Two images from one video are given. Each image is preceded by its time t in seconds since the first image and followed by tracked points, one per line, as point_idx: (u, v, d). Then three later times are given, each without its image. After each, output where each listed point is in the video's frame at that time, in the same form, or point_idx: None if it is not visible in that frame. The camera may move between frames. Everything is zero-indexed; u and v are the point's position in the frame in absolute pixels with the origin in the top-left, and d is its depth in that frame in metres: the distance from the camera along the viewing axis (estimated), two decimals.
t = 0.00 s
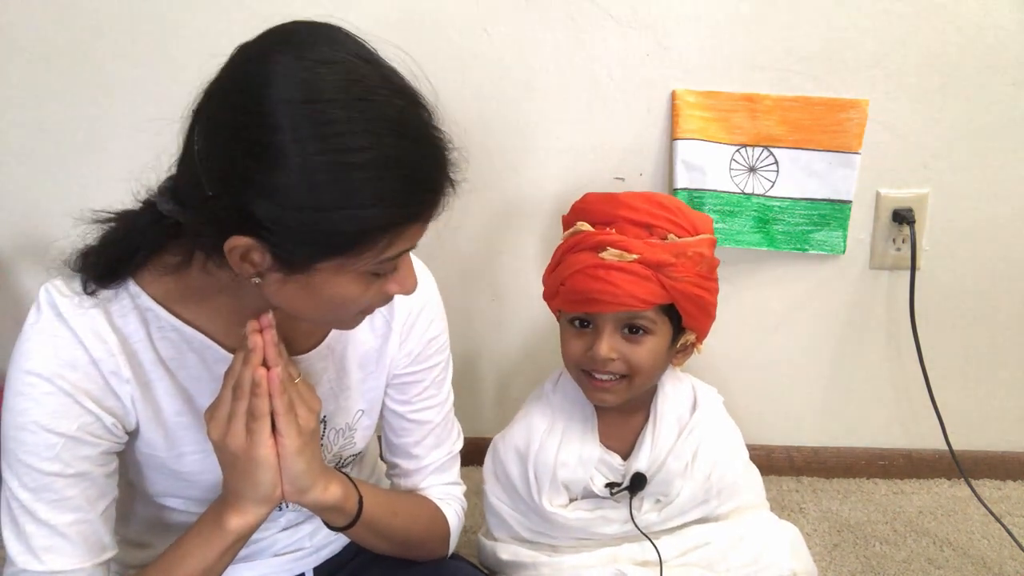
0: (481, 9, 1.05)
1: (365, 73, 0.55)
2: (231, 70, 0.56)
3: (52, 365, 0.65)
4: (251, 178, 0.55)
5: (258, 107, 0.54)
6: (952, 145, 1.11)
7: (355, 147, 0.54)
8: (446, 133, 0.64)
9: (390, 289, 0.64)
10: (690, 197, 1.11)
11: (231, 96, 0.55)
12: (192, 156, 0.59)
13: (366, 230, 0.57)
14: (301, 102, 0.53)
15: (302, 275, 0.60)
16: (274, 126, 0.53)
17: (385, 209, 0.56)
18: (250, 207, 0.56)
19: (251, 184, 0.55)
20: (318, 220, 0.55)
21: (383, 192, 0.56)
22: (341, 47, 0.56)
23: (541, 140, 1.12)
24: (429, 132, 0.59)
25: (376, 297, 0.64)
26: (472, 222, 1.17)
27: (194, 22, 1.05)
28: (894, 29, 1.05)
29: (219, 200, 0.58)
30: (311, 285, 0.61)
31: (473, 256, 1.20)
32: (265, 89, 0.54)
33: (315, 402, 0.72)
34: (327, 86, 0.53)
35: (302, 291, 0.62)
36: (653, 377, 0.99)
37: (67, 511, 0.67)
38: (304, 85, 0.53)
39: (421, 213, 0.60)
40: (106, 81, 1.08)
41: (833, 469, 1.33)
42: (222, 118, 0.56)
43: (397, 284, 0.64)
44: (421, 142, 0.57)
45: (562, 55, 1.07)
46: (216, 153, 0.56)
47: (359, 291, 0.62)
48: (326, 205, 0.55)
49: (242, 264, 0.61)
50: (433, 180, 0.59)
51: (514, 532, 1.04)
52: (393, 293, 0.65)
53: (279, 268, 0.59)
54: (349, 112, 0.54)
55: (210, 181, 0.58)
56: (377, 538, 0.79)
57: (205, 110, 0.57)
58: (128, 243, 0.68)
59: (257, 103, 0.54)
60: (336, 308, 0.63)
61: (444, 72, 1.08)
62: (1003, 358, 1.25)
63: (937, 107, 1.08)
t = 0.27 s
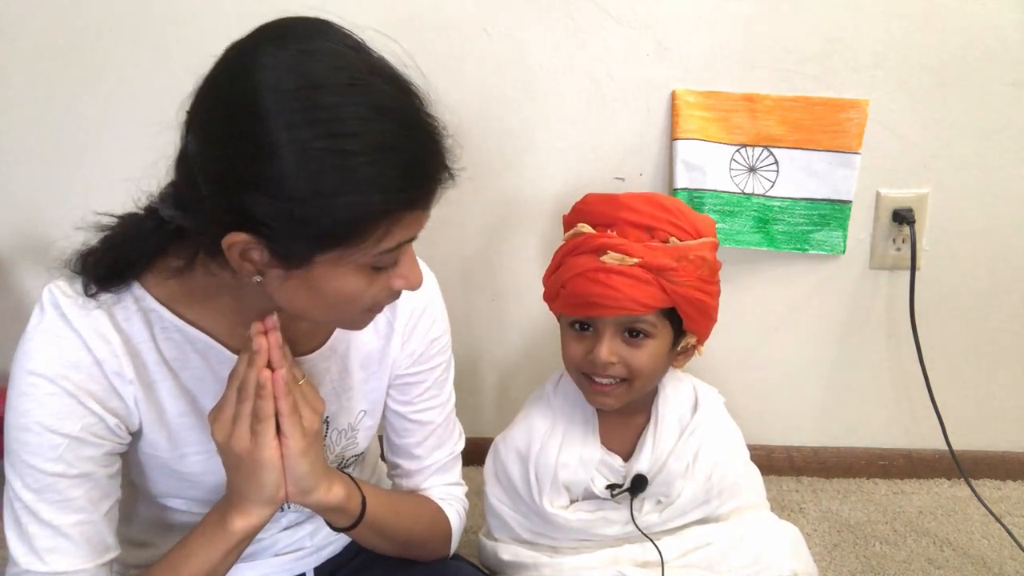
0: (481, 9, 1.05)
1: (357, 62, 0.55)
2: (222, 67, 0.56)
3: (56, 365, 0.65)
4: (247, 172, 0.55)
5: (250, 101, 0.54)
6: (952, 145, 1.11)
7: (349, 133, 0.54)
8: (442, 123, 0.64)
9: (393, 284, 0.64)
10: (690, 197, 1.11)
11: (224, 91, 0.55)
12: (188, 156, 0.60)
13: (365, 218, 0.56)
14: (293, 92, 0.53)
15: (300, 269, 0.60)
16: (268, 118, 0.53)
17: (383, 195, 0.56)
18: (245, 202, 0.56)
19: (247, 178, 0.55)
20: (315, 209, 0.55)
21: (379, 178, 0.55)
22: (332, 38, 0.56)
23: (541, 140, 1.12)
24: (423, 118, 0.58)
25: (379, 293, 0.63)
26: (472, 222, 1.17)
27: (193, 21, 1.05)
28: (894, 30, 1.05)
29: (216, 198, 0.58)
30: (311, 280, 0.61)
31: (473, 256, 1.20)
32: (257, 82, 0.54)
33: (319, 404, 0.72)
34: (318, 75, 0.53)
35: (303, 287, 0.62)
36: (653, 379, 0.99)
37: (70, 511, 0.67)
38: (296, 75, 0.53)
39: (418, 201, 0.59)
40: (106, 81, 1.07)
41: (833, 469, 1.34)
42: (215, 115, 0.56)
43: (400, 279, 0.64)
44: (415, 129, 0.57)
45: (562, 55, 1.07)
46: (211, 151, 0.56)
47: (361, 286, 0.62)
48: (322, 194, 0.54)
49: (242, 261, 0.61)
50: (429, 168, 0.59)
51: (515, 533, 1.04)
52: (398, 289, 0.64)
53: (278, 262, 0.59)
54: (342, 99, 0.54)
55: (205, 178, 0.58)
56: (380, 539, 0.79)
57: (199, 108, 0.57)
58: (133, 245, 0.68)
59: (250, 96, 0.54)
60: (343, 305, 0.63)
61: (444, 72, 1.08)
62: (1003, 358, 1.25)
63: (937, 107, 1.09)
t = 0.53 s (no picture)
0: (481, 9, 1.05)
1: (349, 70, 0.55)
2: (214, 67, 0.56)
3: (46, 365, 0.65)
4: (234, 174, 0.55)
5: (240, 104, 0.54)
6: (952, 145, 1.11)
7: (337, 142, 0.54)
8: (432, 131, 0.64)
9: (373, 288, 0.63)
10: (690, 197, 1.11)
11: (214, 91, 0.55)
12: (176, 152, 0.59)
13: (350, 226, 0.57)
14: (283, 98, 0.53)
15: (280, 271, 0.60)
16: (257, 122, 0.53)
17: (368, 205, 0.56)
18: (231, 202, 0.56)
19: (235, 181, 0.55)
20: (299, 216, 0.55)
21: (364, 188, 0.55)
22: (327, 43, 0.56)
23: (540, 140, 1.12)
24: (413, 128, 0.59)
25: (358, 297, 0.63)
26: (471, 222, 1.17)
27: (194, 21, 1.05)
28: (894, 30, 1.05)
29: (203, 197, 0.58)
30: (290, 283, 0.61)
31: (472, 256, 1.20)
32: (247, 85, 0.54)
33: (309, 399, 0.72)
34: (310, 82, 0.53)
35: (283, 288, 0.61)
36: (653, 382, 0.99)
37: (62, 511, 0.67)
38: (287, 80, 0.53)
39: (403, 211, 0.60)
40: (105, 81, 1.08)
41: (833, 469, 1.33)
42: (204, 115, 0.56)
43: (380, 284, 0.64)
44: (404, 139, 0.57)
45: (562, 55, 1.07)
46: (200, 150, 0.56)
47: (340, 289, 0.62)
48: (307, 201, 0.55)
49: (222, 259, 0.61)
50: (416, 178, 0.59)
51: (515, 534, 1.03)
52: (379, 294, 0.64)
53: (257, 262, 0.59)
54: (331, 107, 0.54)
55: (192, 176, 0.58)
56: (376, 538, 0.79)
57: (189, 106, 0.57)
58: (120, 243, 0.68)
59: (240, 98, 0.54)
60: (323, 305, 0.63)
61: (444, 72, 1.08)
62: (1004, 358, 1.25)
63: (937, 107, 1.08)
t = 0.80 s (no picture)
0: (481, 9, 1.05)
1: (352, 77, 0.55)
2: (216, 70, 0.56)
3: (43, 365, 0.65)
4: (233, 179, 0.55)
5: (241, 108, 0.54)
6: (953, 145, 1.11)
7: (337, 151, 0.54)
8: (433, 139, 0.64)
9: (370, 294, 0.64)
10: (690, 197, 1.11)
11: (215, 95, 0.55)
12: (176, 153, 0.59)
13: (348, 235, 0.57)
14: (284, 104, 0.53)
15: (278, 277, 0.60)
16: (258, 128, 0.53)
17: (366, 215, 0.56)
18: (228, 205, 0.56)
19: (233, 185, 0.55)
20: (296, 222, 0.55)
21: (362, 197, 0.56)
22: (330, 49, 0.56)
23: (541, 140, 1.12)
24: (413, 137, 0.59)
25: (355, 302, 0.63)
26: (471, 222, 1.17)
27: (194, 22, 1.05)
28: (894, 30, 1.05)
29: (202, 199, 0.58)
30: (287, 288, 0.61)
31: (472, 256, 1.20)
32: (249, 90, 0.54)
33: (306, 399, 0.72)
34: (311, 89, 0.54)
35: (279, 292, 0.61)
36: (655, 377, 0.99)
37: (59, 511, 0.67)
38: (289, 86, 0.53)
39: (402, 220, 0.60)
40: (105, 81, 1.08)
41: (834, 469, 1.33)
42: (205, 118, 0.56)
43: (376, 289, 0.63)
44: (404, 149, 0.57)
45: (563, 55, 1.07)
46: (199, 153, 0.56)
47: (336, 295, 0.62)
48: (305, 208, 0.55)
49: (219, 262, 0.61)
50: (415, 188, 0.59)
51: (515, 533, 1.04)
52: (375, 299, 0.64)
53: (255, 268, 0.60)
54: (331, 115, 0.54)
55: (191, 177, 0.58)
56: (375, 537, 0.79)
57: (190, 108, 0.57)
58: (119, 243, 0.68)
59: (241, 101, 0.54)
60: (319, 310, 0.63)
61: (444, 72, 1.08)
62: (1004, 358, 1.25)
63: (937, 107, 1.08)
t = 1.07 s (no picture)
0: (481, 9, 1.05)
1: (358, 70, 0.55)
2: (222, 67, 0.56)
3: (50, 365, 0.65)
4: (241, 175, 0.55)
5: (248, 104, 0.54)
6: (952, 145, 1.11)
7: (345, 143, 0.54)
8: (439, 132, 0.64)
9: (379, 290, 0.63)
10: (690, 197, 1.11)
11: (222, 92, 0.55)
12: (184, 152, 0.59)
13: (357, 228, 0.56)
14: (291, 98, 0.53)
15: (289, 272, 0.59)
16: (265, 122, 0.53)
17: (375, 207, 0.56)
18: (239, 203, 0.56)
19: (242, 180, 0.55)
20: (308, 216, 0.55)
21: (373, 189, 0.55)
22: (335, 43, 0.56)
23: (541, 140, 1.12)
24: (419, 129, 0.58)
25: (365, 298, 0.63)
26: (471, 222, 1.17)
27: (193, 21, 1.05)
28: (894, 30, 1.05)
29: (211, 197, 0.58)
30: (296, 283, 0.60)
31: (472, 256, 1.20)
32: (255, 85, 0.53)
33: (312, 401, 0.72)
34: (318, 82, 0.53)
35: (289, 287, 0.61)
36: (657, 372, 0.99)
37: (65, 511, 0.67)
38: (296, 80, 0.53)
39: (411, 212, 0.60)
40: (106, 81, 1.08)
41: (833, 469, 1.33)
42: (212, 115, 0.55)
43: (385, 286, 0.64)
44: (412, 141, 0.57)
45: (563, 55, 1.07)
46: (208, 151, 0.56)
47: (346, 291, 0.62)
48: (316, 202, 0.55)
49: (229, 260, 0.61)
50: (423, 180, 0.59)
51: (515, 533, 1.04)
52: (385, 296, 0.64)
53: (266, 264, 0.59)
54: (338, 108, 0.54)
55: (200, 176, 0.58)
56: (377, 538, 0.79)
57: (197, 106, 0.57)
58: (125, 244, 0.67)
59: (248, 98, 0.54)
60: (329, 308, 0.63)
61: (444, 72, 1.08)
62: (1003, 357, 1.25)
63: (937, 107, 1.08)
